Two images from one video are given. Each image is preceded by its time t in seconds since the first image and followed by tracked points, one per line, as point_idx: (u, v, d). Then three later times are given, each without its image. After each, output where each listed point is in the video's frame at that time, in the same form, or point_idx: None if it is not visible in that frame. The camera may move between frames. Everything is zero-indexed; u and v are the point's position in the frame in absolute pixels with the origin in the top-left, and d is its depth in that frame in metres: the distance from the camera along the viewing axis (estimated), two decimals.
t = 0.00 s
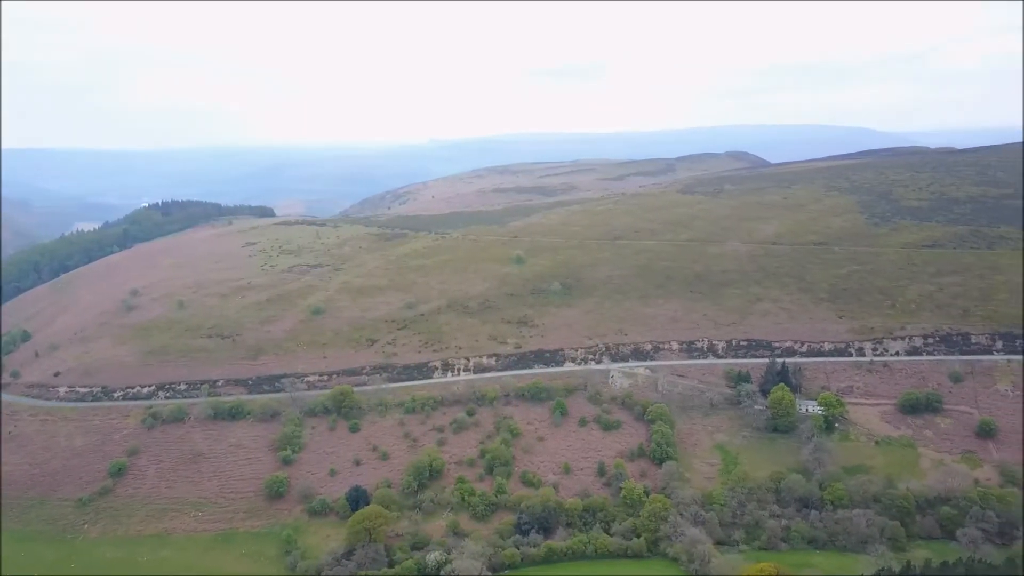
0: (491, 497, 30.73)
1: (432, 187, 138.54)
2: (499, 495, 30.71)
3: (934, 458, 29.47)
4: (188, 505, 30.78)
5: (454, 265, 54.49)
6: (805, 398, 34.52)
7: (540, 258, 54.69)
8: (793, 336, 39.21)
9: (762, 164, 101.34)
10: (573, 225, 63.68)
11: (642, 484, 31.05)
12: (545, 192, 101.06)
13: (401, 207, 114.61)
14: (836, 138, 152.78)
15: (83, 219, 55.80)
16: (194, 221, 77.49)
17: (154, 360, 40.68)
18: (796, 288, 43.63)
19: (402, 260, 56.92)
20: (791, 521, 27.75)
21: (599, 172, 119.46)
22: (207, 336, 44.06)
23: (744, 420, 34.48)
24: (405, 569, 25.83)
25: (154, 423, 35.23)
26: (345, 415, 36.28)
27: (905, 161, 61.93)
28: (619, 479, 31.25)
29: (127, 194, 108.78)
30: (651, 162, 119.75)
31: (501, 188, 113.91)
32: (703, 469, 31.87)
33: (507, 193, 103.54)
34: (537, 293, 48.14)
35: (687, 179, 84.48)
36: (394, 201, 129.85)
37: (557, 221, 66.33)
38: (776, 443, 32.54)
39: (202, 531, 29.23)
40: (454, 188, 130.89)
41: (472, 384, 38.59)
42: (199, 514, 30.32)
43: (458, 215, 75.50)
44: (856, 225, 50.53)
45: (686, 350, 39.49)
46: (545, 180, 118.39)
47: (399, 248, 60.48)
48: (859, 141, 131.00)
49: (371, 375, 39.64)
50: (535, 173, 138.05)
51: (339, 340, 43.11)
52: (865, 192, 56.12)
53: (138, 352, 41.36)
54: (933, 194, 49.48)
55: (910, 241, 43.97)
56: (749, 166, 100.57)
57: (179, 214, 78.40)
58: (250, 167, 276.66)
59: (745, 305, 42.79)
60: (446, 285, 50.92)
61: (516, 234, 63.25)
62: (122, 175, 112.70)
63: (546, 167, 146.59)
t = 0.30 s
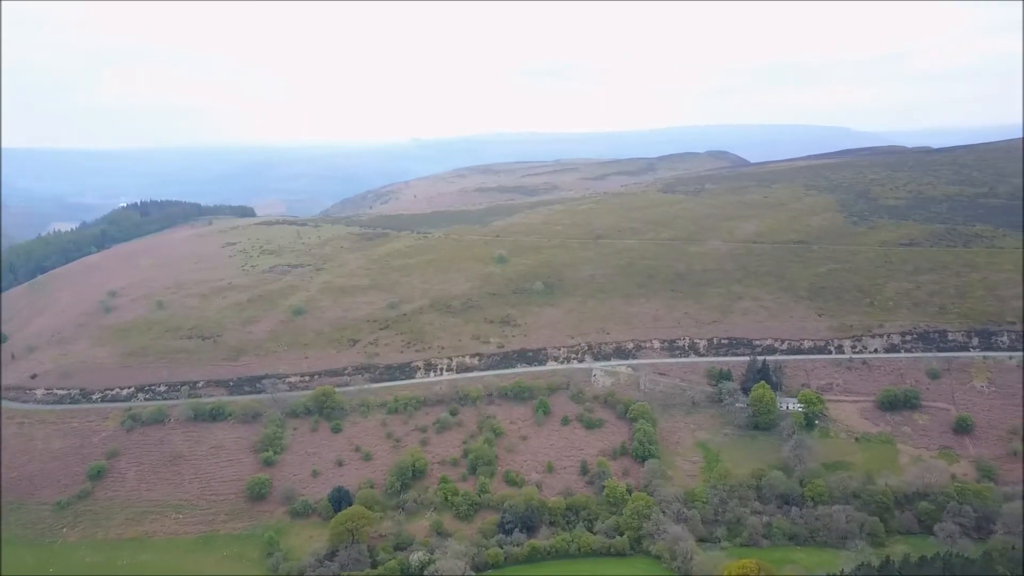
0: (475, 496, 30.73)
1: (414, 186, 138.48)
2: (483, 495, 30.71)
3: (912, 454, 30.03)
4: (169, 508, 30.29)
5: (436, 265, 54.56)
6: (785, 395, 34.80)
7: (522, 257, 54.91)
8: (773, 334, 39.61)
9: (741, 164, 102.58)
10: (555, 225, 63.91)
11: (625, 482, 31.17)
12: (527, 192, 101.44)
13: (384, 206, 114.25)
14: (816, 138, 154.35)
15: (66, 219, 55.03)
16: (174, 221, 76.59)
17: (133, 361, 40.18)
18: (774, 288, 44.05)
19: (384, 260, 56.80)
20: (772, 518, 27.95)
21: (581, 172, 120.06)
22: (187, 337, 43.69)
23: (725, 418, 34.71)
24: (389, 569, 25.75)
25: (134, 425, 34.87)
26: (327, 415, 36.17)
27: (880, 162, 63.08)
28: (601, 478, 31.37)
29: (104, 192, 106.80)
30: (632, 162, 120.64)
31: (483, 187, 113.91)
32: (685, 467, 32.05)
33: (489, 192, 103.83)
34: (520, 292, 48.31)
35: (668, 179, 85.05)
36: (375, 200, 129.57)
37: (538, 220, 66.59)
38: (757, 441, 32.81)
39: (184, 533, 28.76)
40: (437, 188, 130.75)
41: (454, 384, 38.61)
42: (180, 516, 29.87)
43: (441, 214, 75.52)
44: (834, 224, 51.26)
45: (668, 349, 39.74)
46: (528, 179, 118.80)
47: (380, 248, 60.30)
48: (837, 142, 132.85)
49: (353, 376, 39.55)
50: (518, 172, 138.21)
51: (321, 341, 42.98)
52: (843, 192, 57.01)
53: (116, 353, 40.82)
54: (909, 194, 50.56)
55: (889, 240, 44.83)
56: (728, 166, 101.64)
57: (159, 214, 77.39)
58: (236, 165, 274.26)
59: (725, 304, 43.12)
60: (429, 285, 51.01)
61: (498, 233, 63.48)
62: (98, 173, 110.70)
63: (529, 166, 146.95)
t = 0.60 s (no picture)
0: (460, 496, 30.72)
1: (400, 186, 138.12)
2: (468, 494, 30.71)
3: (894, 451, 30.37)
4: (153, 510, 29.98)
5: (421, 264, 54.57)
6: (768, 393, 35.02)
7: (507, 257, 55.06)
8: (757, 332, 39.93)
9: (723, 163, 103.44)
10: (539, 224, 64.02)
11: (610, 481, 31.27)
12: (512, 191, 101.56)
13: (368, 206, 113.73)
14: (799, 136, 155.77)
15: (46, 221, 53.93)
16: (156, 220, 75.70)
17: (114, 362, 39.69)
18: (757, 287, 44.43)
19: (369, 260, 56.66)
20: (756, 515, 28.12)
21: (566, 171, 120.49)
22: (169, 337, 43.26)
23: (710, 416, 34.91)
24: (373, 570, 25.68)
25: (115, 427, 34.50)
26: (312, 416, 36.04)
27: (860, 162, 63.96)
28: (587, 476, 31.45)
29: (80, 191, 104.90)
30: (616, 161, 121.17)
31: (468, 187, 113.72)
32: (669, 465, 32.19)
33: (474, 192, 103.90)
34: (505, 292, 48.43)
35: (652, 178, 85.50)
36: (360, 200, 129.01)
37: (523, 220, 66.68)
38: (741, 438, 33.01)
39: (166, 536, 28.47)
40: (422, 187, 130.40)
41: (439, 384, 38.60)
42: (163, 518, 29.58)
43: (426, 214, 75.47)
44: (816, 223, 51.81)
45: (652, 347, 39.97)
46: (513, 178, 118.91)
47: (364, 247, 60.16)
48: (817, 141, 134.32)
49: (338, 376, 39.47)
50: (503, 171, 138.19)
51: (306, 341, 42.84)
52: (824, 191, 57.66)
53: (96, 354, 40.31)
54: (890, 193, 51.06)
55: (871, 239, 45.39)
56: (711, 165, 102.47)
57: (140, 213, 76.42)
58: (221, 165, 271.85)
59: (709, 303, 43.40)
60: (414, 284, 51.06)
61: (483, 233, 63.54)
62: (78, 172, 108.87)
63: (514, 166, 147.00)
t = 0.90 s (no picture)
0: (444, 496, 30.68)
1: (384, 185, 137.64)
2: (452, 494, 30.69)
3: (874, 447, 30.72)
4: (133, 513, 29.61)
5: (405, 264, 54.54)
6: (750, 390, 35.22)
7: (491, 257, 55.16)
8: (738, 330, 40.25)
9: (705, 162, 104.25)
10: (522, 223, 64.08)
11: (594, 479, 31.35)
12: (495, 190, 101.60)
13: (352, 205, 113.31)
14: (784, 134, 156.79)
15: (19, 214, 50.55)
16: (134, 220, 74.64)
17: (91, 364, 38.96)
18: (739, 286, 44.84)
19: (352, 260, 56.51)
20: (738, 512, 28.28)
21: (550, 170, 120.74)
22: (150, 339, 42.77)
23: (692, 414, 35.11)
24: (357, 570, 25.59)
25: (96, 429, 34.07)
26: (295, 417, 35.87)
27: (839, 161, 64.93)
28: (571, 475, 31.51)
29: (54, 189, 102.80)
30: (600, 160, 121.56)
31: (452, 186, 113.71)
32: (653, 464, 32.31)
33: (457, 191, 103.86)
34: (488, 291, 48.56)
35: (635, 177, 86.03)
36: (343, 200, 128.25)
37: (507, 219, 66.69)
38: (723, 436, 33.24)
39: (147, 539, 28.12)
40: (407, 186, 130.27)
41: (423, 383, 38.57)
42: (144, 521, 29.21)
43: (410, 213, 75.39)
44: (797, 222, 52.40)
45: (635, 346, 40.20)
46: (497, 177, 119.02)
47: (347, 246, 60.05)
48: (797, 140, 135.79)
49: (321, 376, 39.37)
50: (488, 170, 138.35)
51: (288, 342, 42.66)
52: (804, 191, 58.31)
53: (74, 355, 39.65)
54: (870, 192, 51.67)
55: (851, 238, 45.99)
56: (693, 164, 103.19)
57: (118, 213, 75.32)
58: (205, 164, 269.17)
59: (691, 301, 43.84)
60: (397, 284, 51.10)
61: (466, 232, 63.51)
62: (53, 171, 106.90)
63: (499, 165, 147.01)
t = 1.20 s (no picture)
0: (430, 496, 30.64)
1: (369, 185, 137.13)
2: (438, 494, 30.66)
3: (857, 444, 30.99)
4: (116, 515, 29.04)
5: (390, 264, 54.63)
6: (734, 389, 35.41)
7: (476, 256, 55.37)
8: (722, 329, 40.58)
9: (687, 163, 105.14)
10: (507, 223, 64.18)
11: (580, 478, 31.42)
12: (480, 190, 101.72)
13: (336, 204, 113.20)
14: (765, 135, 158.67)
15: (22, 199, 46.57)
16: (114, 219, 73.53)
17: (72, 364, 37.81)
18: (722, 286, 45.29)
19: (336, 260, 56.46)
20: (723, 510, 28.43)
21: (534, 169, 121.03)
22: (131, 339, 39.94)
23: (677, 412, 35.30)
24: (342, 571, 25.50)
25: (77, 431, 32.70)
26: (280, 418, 35.75)
27: (820, 161, 65.84)
28: (556, 474, 31.56)
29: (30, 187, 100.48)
30: (583, 160, 122.06)
31: (437, 185, 113.52)
32: (638, 462, 32.42)
33: (442, 191, 103.82)
34: (474, 291, 48.75)
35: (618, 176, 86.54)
36: (327, 199, 127.45)
37: (492, 219, 66.76)
38: (708, 434, 33.45)
39: (130, 541, 27.66)
40: (392, 186, 130.31)
41: (408, 383, 38.59)
42: (127, 523, 28.69)
43: (395, 213, 75.43)
44: (779, 222, 53.05)
45: (620, 345, 40.45)
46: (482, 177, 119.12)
47: (332, 246, 60.06)
48: (777, 141, 137.66)
49: (306, 376, 39.33)
50: (473, 169, 138.78)
51: (273, 342, 42.54)
52: (787, 191, 58.96)
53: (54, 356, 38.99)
54: (852, 192, 52.28)
55: (832, 236, 46.28)
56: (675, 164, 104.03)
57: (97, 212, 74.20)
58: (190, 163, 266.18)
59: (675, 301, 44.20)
60: (382, 285, 51.29)
61: (451, 232, 63.55)
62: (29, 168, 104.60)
63: (484, 164, 147.07)
